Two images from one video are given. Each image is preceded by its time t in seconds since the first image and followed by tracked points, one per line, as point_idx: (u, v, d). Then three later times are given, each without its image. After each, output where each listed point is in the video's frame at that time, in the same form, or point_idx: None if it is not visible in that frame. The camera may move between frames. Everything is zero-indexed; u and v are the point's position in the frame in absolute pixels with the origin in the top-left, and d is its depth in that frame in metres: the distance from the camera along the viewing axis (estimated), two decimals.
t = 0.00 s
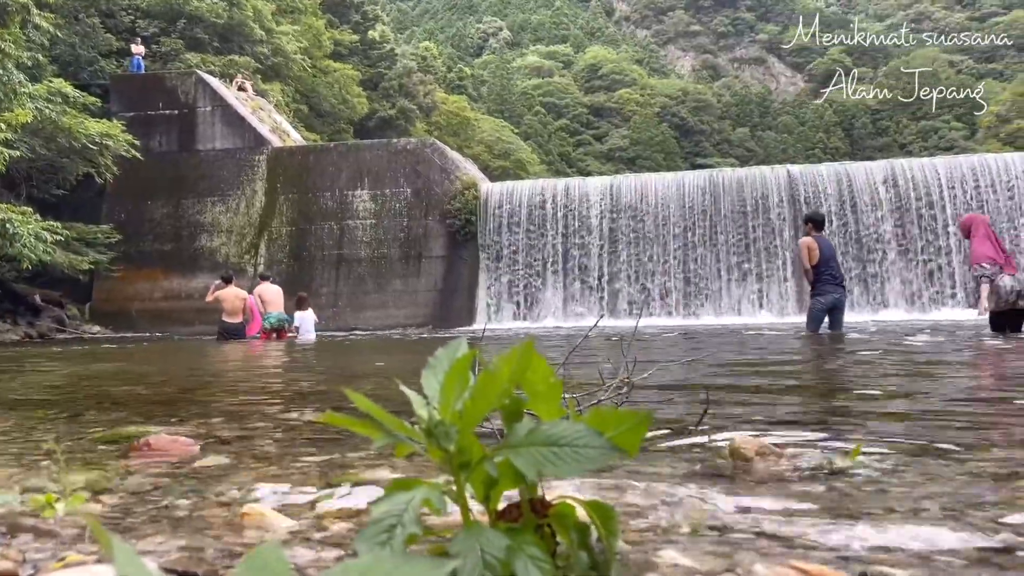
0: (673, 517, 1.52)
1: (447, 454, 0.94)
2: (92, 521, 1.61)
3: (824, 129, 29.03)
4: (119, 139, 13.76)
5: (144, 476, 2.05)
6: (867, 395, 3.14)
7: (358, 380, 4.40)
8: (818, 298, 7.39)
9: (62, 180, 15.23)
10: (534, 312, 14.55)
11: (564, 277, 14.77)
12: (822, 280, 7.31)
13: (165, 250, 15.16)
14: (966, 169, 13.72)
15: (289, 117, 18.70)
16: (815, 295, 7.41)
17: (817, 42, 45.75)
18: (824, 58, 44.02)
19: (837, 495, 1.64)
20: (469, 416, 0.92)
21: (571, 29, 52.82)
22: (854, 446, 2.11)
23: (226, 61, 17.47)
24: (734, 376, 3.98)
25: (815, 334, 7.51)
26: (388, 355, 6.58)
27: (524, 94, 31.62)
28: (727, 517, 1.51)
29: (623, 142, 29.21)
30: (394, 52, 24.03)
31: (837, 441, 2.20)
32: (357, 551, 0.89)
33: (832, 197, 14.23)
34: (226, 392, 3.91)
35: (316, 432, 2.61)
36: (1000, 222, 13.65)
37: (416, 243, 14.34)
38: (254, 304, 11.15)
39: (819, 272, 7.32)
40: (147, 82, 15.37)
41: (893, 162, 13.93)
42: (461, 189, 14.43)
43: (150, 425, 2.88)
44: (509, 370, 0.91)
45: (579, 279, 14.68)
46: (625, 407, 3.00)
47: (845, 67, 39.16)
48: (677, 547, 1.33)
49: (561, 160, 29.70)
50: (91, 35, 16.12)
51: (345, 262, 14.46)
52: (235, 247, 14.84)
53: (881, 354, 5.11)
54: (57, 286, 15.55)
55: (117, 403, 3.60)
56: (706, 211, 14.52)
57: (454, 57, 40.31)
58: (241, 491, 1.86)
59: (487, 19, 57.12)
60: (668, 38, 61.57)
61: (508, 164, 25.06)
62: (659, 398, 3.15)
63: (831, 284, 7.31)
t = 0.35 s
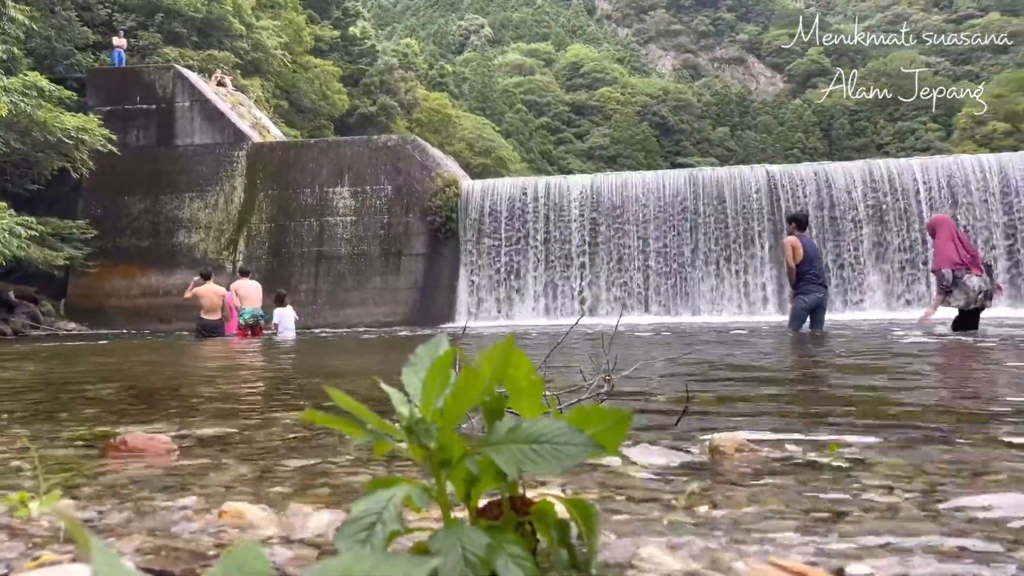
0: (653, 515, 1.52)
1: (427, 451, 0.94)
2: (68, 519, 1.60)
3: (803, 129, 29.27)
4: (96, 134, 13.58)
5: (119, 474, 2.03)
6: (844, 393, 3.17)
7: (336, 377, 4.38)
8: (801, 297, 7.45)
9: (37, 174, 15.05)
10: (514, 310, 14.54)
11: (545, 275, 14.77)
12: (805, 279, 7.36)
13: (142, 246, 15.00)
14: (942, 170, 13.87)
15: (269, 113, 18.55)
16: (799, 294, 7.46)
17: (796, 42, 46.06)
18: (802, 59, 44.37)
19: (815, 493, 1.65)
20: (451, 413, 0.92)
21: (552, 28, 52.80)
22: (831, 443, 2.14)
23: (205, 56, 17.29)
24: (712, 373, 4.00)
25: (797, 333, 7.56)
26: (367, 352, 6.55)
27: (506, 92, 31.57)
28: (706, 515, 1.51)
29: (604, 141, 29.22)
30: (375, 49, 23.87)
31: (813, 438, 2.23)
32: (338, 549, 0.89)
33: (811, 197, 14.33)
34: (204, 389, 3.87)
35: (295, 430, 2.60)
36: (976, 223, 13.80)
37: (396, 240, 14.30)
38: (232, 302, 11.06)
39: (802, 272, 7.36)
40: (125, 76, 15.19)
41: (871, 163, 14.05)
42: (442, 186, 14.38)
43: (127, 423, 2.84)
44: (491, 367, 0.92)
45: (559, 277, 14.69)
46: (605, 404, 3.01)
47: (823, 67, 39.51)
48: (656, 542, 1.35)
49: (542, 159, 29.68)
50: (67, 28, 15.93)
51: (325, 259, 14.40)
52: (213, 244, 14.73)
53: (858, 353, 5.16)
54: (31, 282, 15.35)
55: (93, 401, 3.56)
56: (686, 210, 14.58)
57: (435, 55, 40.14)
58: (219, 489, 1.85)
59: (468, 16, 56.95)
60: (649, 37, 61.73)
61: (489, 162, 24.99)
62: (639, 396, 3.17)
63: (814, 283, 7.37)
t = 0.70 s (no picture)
0: (624, 510, 1.54)
1: (400, 448, 0.94)
2: (33, 518, 1.57)
3: (773, 129, 29.57)
4: (61, 127, 13.33)
5: (86, 471, 2.00)
6: (813, 389, 3.21)
7: (306, 374, 4.35)
8: (772, 296, 7.52)
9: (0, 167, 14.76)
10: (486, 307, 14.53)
11: (518, 272, 14.78)
12: (777, 278, 7.43)
13: (109, 241, 14.78)
14: (908, 171, 14.06)
15: (239, 107, 18.34)
16: (770, 292, 7.52)
17: (767, 43, 46.46)
18: (772, 59, 44.78)
19: (782, 488, 1.67)
20: (423, 410, 0.92)
21: (525, 25, 52.74)
22: (800, 438, 2.17)
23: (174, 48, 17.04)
24: (682, 371, 4.02)
25: (767, 331, 7.65)
26: (338, 349, 6.50)
27: (479, 89, 31.51)
28: (677, 510, 1.52)
29: (576, 138, 29.27)
30: (347, 44, 23.68)
31: (783, 434, 2.25)
32: (310, 546, 0.88)
33: (780, 196, 14.46)
34: (173, 386, 3.83)
35: (266, 427, 2.58)
36: (940, 223, 14.03)
37: (368, 236, 14.23)
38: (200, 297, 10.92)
39: (774, 270, 7.43)
40: (91, 68, 14.94)
41: (840, 163, 14.21)
42: (415, 182, 14.34)
43: (94, 420, 2.80)
44: (465, 363, 0.92)
45: (531, 275, 14.71)
46: (578, 401, 3.02)
47: (793, 68, 39.92)
48: (628, 538, 1.35)
49: (515, 156, 29.66)
50: (32, 18, 15.65)
51: (295, 255, 14.30)
52: (181, 239, 14.55)
53: (826, 350, 5.23)
54: None
55: (59, 397, 3.51)
56: (657, 209, 14.65)
57: (408, 51, 39.92)
58: (188, 487, 1.83)
59: (441, 12, 56.69)
60: (622, 36, 61.93)
61: (462, 158, 24.91)
62: (612, 392, 3.18)
63: (786, 282, 7.44)
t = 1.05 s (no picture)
0: (591, 506, 1.54)
1: (367, 447, 0.93)
2: None
3: (736, 128, 29.91)
4: (14, 118, 13.00)
5: (42, 471, 1.96)
6: (774, 387, 3.25)
7: (267, 371, 4.30)
8: (734, 294, 7.59)
9: None
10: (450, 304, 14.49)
11: (482, 269, 14.75)
12: (737, 277, 7.52)
13: (64, 235, 14.46)
14: (866, 172, 14.31)
15: (200, 99, 18.03)
16: (731, 291, 7.61)
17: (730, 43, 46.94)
18: (735, 60, 45.27)
19: (745, 485, 1.69)
20: (391, 408, 0.91)
21: (491, 21, 52.61)
22: (762, 436, 2.19)
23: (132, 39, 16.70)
24: (646, 368, 4.04)
25: (728, 329, 7.73)
26: (300, 346, 6.43)
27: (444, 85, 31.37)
28: (642, 508, 1.53)
29: (541, 136, 29.31)
30: (311, 37, 23.37)
31: (745, 432, 2.28)
32: (274, 546, 0.87)
33: (742, 196, 14.60)
34: (131, 383, 3.76)
35: (228, 425, 2.54)
36: (897, 223, 14.28)
37: (331, 232, 14.12)
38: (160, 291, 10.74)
39: (734, 270, 7.52)
40: (46, 57, 14.58)
41: (801, 163, 14.41)
42: (379, 178, 14.31)
43: (49, 418, 2.74)
44: (433, 361, 0.91)
45: (496, 272, 14.70)
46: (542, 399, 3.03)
47: (755, 69, 40.41)
48: (594, 535, 1.35)
49: (481, 152, 29.59)
50: None
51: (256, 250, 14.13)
52: (140, 234, 14.31)
53: (787, 348, 5.30)
54: None
55: (12, 395, 3.42)
56: (622, 207, 14.71)
57: (373, 46, 39.59)
58: (148, 486, 1.79)
59: (406, 7, 56.29)
60: (588, 34, 62.14)
61: (427, 154, 24.79)
62: (576, 390, 3.19)
63: (746, 281, 7.52)
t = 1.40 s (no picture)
0: (557, 502, 1.54)
1: (334, 444, 0.91)
2: None
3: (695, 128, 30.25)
4: None
5: None
6: (733, 384, 3.29)
7: (226, 367, 4.23)
8: (692, 292, 7.67)
9: None
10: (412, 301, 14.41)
11: (444, 266, 14.70)
12: (695, 276, 7.59)
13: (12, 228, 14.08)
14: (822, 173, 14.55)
15: (155, 91, 17.64)
16: (689, 289, 7.68)
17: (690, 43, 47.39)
18: (695, 60, 45.72)
19: (709, 481, 1.70)
20: (360, 406, 0.89)
21: (452, 17, 52.33)
22: (725, 432, 2.22)
23: (85, 27, 16.26)
24: (609, 366, 4.07)
25: (687, 326, 7.81)
26: (259, 343, 6.35)
27: (405, 80, 31.16)
28: (608, 503, 1.54)
29: (503, 133, 29.28)
30: (269, 29, 22.92)
31: (706, 428, 2.30)
32: (240, 545, 0.85)
33: (702, 196, 14.73)
34: (84, 380, 3.67)
35: (186, 423, 2.50)
36: (851, 224, 14.56)
37: (290, 227, 13.98)
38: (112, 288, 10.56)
39: (692, 269, 7.58)
40: None
41: (759, 164, 14.59)
42: (338, 173, 14.18)
43: None
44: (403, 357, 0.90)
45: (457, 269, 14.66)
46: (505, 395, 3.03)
47: (715, 69, 40.86)
48: (562, 532, 1.36)
49: (442, 148, 29.45)
50: None
51: (213, 245, 13.92)
52: (92, 227, 14.00)
53: (746, 346, 5.36)
54: None
55: None
56: (583, 205, 14.75)
57: (333, 39, 39.14)
58: (103, 486, 1.75)
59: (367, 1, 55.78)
60: (549, 31, 62.25)
61: (388, 150, 24.60)
62: (540, 386, 3.20)
63: (704, 279, 7.60)
